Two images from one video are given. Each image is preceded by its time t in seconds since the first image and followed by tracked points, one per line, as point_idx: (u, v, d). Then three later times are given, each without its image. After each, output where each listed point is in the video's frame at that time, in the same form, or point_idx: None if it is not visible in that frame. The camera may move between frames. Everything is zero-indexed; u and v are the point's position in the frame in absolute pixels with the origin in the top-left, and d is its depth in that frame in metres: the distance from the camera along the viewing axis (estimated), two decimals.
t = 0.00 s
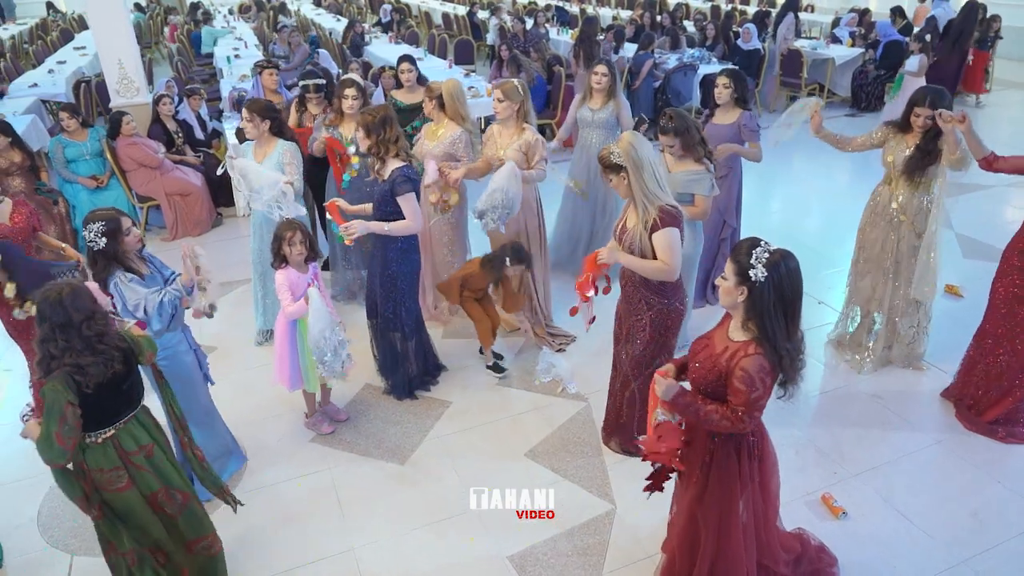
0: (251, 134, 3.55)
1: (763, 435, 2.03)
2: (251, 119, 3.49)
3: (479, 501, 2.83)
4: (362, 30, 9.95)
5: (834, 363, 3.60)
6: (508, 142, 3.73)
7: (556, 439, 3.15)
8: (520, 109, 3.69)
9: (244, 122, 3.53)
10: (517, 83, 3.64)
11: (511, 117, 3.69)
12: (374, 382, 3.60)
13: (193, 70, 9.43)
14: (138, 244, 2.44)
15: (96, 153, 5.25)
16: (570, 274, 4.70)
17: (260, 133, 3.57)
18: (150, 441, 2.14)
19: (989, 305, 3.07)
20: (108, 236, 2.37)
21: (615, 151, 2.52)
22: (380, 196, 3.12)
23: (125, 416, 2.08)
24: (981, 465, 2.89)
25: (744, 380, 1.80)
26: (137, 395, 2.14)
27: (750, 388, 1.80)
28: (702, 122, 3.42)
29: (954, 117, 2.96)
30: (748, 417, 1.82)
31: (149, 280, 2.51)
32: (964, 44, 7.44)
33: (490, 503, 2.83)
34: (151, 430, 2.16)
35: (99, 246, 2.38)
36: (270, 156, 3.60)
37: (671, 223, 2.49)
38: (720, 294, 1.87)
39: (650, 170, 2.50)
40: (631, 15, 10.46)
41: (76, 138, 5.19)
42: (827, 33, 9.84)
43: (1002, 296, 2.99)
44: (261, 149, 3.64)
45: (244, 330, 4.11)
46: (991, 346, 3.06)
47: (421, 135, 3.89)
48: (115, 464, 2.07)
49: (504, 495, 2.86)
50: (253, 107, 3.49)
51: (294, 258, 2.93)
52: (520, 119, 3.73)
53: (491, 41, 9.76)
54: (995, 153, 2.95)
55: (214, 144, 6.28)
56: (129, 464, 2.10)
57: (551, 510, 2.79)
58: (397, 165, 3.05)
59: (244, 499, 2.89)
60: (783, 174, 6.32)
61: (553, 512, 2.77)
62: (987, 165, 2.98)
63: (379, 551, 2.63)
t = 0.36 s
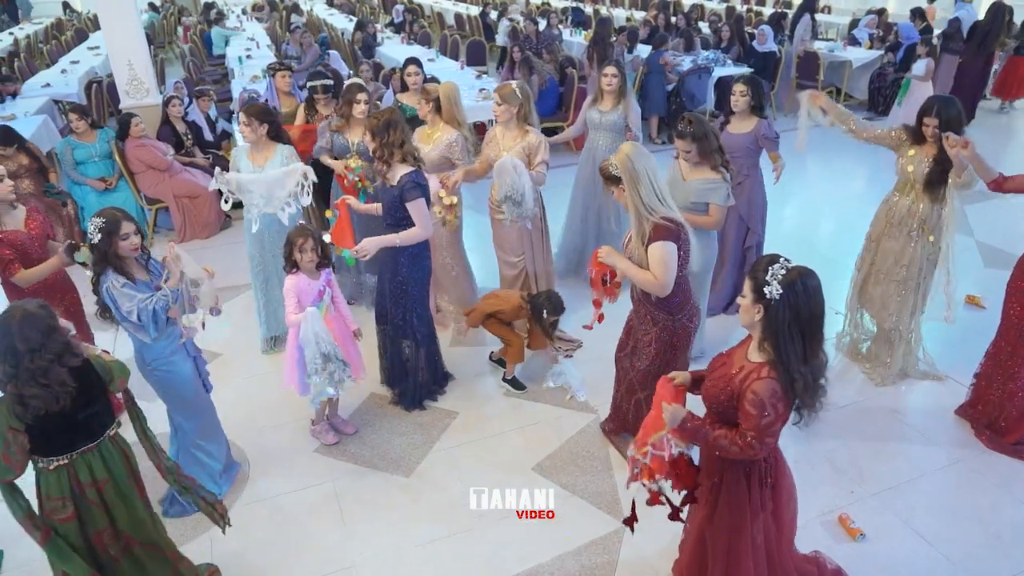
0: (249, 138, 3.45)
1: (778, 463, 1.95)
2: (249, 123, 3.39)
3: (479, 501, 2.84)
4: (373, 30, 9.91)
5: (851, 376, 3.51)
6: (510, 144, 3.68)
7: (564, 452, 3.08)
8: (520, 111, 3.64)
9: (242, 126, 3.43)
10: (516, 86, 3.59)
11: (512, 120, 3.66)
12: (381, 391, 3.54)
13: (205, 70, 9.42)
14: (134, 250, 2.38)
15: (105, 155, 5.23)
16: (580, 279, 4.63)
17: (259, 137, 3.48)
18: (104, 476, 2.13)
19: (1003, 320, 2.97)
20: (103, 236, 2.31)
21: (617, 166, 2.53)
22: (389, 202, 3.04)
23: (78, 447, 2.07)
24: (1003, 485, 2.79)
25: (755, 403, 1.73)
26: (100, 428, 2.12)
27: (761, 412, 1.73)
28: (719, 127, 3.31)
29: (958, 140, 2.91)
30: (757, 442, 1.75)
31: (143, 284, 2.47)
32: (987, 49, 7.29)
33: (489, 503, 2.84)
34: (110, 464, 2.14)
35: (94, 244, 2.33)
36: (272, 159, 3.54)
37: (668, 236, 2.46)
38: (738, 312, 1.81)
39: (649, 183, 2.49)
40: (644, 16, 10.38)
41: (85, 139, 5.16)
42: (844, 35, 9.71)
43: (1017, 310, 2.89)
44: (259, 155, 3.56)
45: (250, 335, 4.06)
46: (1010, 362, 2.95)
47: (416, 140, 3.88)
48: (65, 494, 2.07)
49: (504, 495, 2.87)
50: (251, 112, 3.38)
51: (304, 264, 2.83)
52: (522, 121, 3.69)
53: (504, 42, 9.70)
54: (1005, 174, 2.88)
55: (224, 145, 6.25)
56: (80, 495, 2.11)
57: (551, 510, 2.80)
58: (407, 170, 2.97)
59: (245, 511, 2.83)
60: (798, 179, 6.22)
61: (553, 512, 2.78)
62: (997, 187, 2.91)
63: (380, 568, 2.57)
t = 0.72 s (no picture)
0: (247, 145, 3.50)
1: (792, 490, 1.87)
2: (246, 129, 3.47)
3: (479, 502, 2.84)
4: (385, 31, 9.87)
5: (868, 389, 3.42)
6: (519, 151, 3.61)
7: (572, 466, 3.00)
8: (527, 115, 3.55)
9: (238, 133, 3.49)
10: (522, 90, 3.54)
11: (519, 125, 3.57)
12: (387, 400, 3.48)
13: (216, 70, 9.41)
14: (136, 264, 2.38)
15: (113, 156, 5.23)
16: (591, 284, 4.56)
17: (256, 144, 3.53)
18: (87, 497, 2.15)
19: None
20: (108, 248, 2.31)
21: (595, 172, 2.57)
22: (397, 199, 2.97)
23: (57, 467, 2.08)
24: None
25: (766, 428, 1.66)
26: (83, 448, 2.12)
27: (772, 436, 1.66)
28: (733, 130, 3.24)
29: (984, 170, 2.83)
30: (766, 466, 1.69)
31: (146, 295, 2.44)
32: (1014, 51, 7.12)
33: (489, 504, 2.84)
34: (93, 486, 2.16)
35: (99, 255, 2.34)
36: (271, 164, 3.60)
37: (650, 236, 2.44)
38: (758, 332, 1.74)
39: (626, 186, 2.50)
40: (658, 17, 10.28)
41: (93, 141, 5.15)
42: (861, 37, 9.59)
43: None
44: (254, 161, 3.59)
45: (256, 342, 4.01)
46: None
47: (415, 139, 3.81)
48: (47, 513, 2.12)
49: (503, 495, 2.87)
50: (244, 117, 3.47)
51: (312, 276, 2.73)
52: (531, 128, 3.61)
53: (516, 42, 9.63)
54: None
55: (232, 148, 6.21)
56: (63, 514, 2.15)
57: (551, 510, 2.80)
58: (417, 166, 2.92)
59: (247, 524, 2.78)
60: (814, 184, 6.11)
61: (553, 512, 2.79)
62: None
63: None
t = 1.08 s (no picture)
0: (250, 147, 3.46)
1: (809, 516, 1.80)
2: (250, 132, 3.42)
3: (479, 501, 2.86)
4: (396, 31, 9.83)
5: (885, 402, 3.33)
6: (533, 159, 3.57)
7: (580, 480, 2.94)
8: (537, 123, 3.51)
9: (243, 135, 3.45)
10: (536, 98, 3.49)
11: (533, 133, 3.54)
12: (392, 409, 3.43)
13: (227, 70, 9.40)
14: (137, 275, 2.33)
15: (121, 158, 5.20)
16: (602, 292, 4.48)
17: (260, 148, 3.51)
18: (107, 505, 2.11)
19: None
20: (109, 258, 2.27)
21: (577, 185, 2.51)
22: (410, 202, 2.92)
23: (74, 479, 2.03)
24: None
25: (785, 456, 1.60)
26: (104, 456, 2.08)
27: (792, 465, 1.60)
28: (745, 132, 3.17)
29: None
30: (784, 494, 1.62)
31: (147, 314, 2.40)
32: None
33: (488, 503, 2.85)
34: (114, 494, 2.12)
35: (99, 264, 2.29)
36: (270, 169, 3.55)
37: (640, 237, 2.38)
38: (775, 354, 1.68)
39: (610, 194, 2.44)
40: (672, 18, 10.20)
41: (102, 143, 5.12)
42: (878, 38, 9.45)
43: None
44: (254, 165, 3.55)
45: (262, 348, 3.97)
46: None
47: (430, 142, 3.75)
48: (66, 524, 2.07)
49: (503, 495, 2.88)
50: (250, 121, 3.43)
51: (313, 292, 2.69)
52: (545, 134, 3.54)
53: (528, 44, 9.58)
54: None
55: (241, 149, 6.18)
56: (81, 524, 2.09)
57: (551, 510, 2.80)
58: (430, 168, 2.86)
59: (248, 536, 2.73)
60: (829, 188, 6.01)
61: (553, 512, 2.79)
62: None
63: None
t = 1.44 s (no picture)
0: (258, 149, 3.42)
1: (825, 541, 1.73)
2: (260, 134, 3.37)
3: (479, 502, 2.87)
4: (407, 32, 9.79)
5: (903, 417, 3.24)
6: (543, 164, 3.50)
7: (588, 495, 2.87)
8: (548, 127, 3.46)
9: (252, 136, 3.40)
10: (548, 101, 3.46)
11: (545, 138, 3.48)
12: (397, 419, 3.37)
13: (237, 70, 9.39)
14: (130, 285, 2.29)
15: (129, 159, 5.18)
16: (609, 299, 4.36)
17: (269, 150, 3.46)
18: (117, 516, 2.04)
19: None
20: (99, 270, 2.24)
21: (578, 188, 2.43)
22: (413, 207, 2.85)
23: (81, 490, 1.96)
24: None
25: (806, 485, 1.54)
26: (113, 464, 2.01)
27: (813, 494, 1.54)
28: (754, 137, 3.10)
29: None
30: (805, 526, 1.57)
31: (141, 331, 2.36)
32: None
33: (489, 504, 2.86)
34: (124, 503, 2.05)
35: (89, 277, 2.25)
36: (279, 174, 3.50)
37: (647, 240, 2.31)
38: (791, 380, 1.61)
39: (612, 198, 2.37)
40: (685, 19, 10.10)
41: (110, 144, 5.10)
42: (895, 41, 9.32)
43: None
44: (262, 169, 3.50)
45: (266, 353, 3.92)
46: None
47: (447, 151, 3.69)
48: (75, 533, 2.00)
49: (503, 495, 2.89)
50: (259, 121, 3.38)
51: (312, 307, 2.64)
52: (555, 139, 3.47)
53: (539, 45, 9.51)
54: None
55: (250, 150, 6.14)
56: (92, 535, 2.02)
57: (551, 510, 2.81)
58: (436, 171, 2.81)
59: (249, 549, 2.68)
60: (845, 192, 5.91)
61: (553, 513, 2.80)
62: None
63: None
